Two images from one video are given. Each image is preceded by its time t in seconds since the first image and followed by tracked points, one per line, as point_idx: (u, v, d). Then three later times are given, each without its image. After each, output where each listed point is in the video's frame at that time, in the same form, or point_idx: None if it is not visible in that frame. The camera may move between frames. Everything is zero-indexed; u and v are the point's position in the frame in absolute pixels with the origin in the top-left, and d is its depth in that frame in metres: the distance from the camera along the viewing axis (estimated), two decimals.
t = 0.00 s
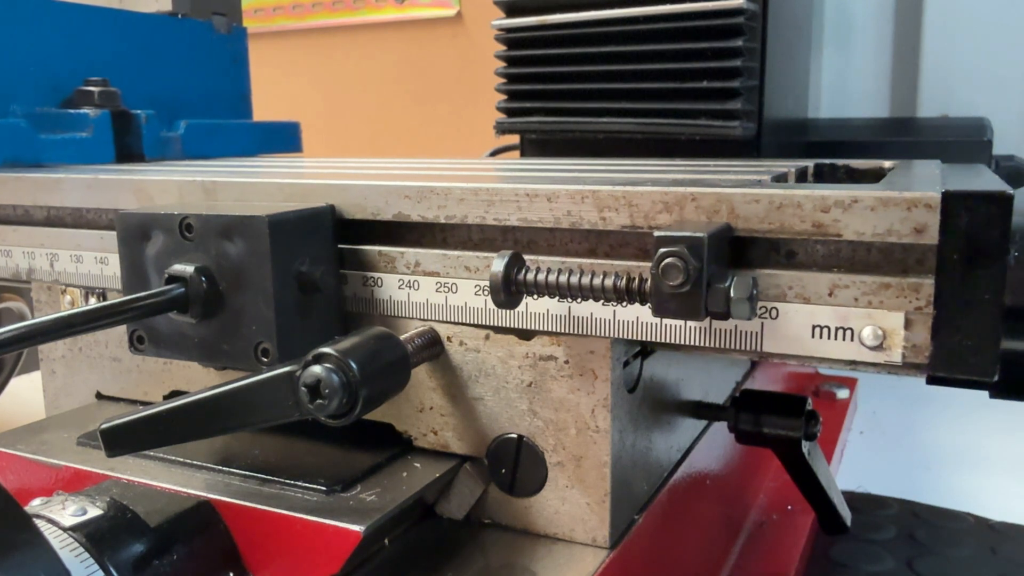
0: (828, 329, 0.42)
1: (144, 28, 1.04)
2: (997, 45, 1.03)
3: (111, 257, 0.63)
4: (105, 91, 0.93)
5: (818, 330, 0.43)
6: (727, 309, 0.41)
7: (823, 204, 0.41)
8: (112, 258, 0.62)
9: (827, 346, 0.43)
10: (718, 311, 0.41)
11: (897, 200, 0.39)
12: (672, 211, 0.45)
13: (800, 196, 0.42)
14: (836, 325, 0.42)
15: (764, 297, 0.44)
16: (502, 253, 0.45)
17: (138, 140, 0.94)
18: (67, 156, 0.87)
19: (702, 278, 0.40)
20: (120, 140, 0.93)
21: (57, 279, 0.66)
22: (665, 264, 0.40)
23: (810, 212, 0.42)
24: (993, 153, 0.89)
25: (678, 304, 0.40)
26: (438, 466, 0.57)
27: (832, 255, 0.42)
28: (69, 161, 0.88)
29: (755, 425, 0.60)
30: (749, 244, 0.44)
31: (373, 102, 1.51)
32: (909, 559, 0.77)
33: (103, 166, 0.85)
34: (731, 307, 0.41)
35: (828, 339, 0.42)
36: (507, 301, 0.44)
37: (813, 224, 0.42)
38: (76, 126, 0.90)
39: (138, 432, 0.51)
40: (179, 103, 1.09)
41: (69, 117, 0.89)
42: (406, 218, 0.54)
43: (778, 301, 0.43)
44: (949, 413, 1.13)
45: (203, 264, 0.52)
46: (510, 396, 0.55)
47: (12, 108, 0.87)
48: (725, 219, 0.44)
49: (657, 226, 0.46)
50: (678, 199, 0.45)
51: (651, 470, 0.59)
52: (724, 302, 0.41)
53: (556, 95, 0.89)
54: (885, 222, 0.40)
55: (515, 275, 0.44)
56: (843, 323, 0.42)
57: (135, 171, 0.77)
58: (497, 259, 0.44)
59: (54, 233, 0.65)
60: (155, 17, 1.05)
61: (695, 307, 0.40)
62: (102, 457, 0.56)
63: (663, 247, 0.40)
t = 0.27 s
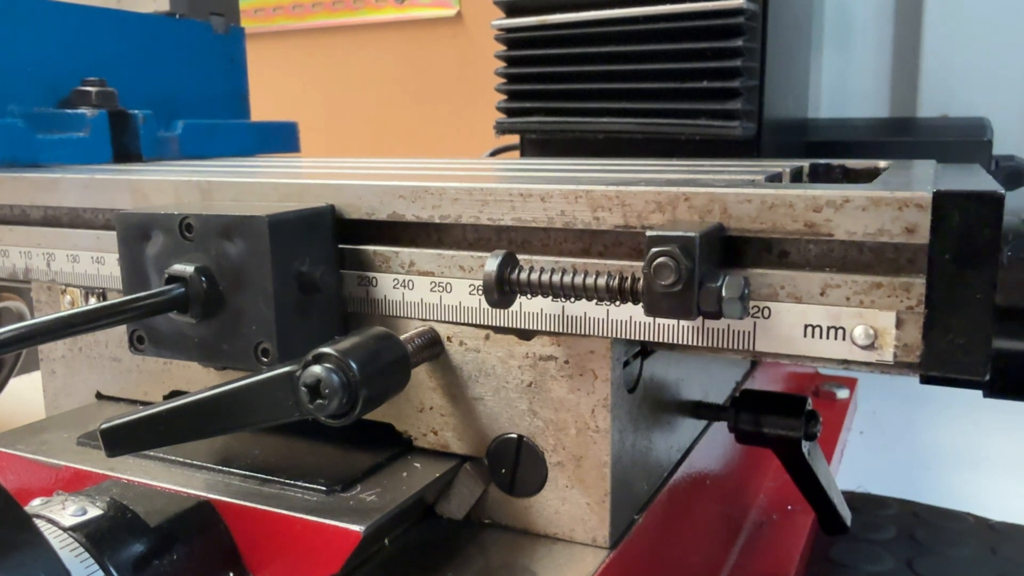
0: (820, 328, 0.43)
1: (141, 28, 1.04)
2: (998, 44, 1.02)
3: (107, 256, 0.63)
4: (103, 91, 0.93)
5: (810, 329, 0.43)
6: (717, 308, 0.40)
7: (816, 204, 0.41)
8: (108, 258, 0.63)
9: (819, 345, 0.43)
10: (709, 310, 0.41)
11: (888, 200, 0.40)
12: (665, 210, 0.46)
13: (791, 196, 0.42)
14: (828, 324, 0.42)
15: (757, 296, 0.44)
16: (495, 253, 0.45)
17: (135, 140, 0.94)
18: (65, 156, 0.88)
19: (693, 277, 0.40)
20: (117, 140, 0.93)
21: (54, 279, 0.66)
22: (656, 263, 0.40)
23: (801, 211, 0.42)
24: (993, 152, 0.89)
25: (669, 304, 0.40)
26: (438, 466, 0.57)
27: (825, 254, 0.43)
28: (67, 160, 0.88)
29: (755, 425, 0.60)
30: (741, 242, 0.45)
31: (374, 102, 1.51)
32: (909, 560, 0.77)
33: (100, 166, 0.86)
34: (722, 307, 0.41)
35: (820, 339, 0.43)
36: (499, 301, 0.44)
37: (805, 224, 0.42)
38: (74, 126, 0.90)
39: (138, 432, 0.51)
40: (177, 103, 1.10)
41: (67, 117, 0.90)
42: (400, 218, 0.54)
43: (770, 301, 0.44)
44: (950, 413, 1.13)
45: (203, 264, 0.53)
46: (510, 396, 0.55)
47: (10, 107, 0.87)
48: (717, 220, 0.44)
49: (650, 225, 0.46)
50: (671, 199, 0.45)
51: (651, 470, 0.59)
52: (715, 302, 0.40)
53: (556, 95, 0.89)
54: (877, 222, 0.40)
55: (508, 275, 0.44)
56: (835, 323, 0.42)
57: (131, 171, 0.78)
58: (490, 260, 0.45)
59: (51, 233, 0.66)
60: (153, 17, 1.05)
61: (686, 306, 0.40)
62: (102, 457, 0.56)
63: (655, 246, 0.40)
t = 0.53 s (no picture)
0: (811, 327, 0.43)
1: (139, 28, 1.04)
2: (998, 44, 1.02)
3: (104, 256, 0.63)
4: (100, 91, 0.93)
5: (802, 329, 0.43)
6: (710, 307, 0.41)
7: (807, 204, 0.41)
8: (104, 257, 0.63)
9: (810, 344, 0.43)
10: (701, 310, 0.41)
11: (879, 199, 0.40)
12: (658, 210, 0.46)
13: (783, 195, 0.42)
14: (820, 323, 0.42)
15: (749, 296, 0.44)
16: (489, 253, 0.46)
17: (133, 140, 0.94)
18: (61, 156, 0.88)
19: (685, 277, 0.40)
20: (114, 141, 0.93)
21: (51, 279, 0.67)
22: (649, 263, 0.40)
23: (793, 211, 0.42)
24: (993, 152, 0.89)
25: (662, 302, 0.40)
26: (437, 466, 0.57)
27: (817, 254, 0.43)
28: (63, 160, 0.88)
29: (755, 425, 0.60)
30: (736, 244, 0.45)
31: (375, 102, 1.51)
32: (909, 559, 0.77)
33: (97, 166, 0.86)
34: (715, 307, 0.41)
35: (811, 338, 0.43)
36: (493, 300, 0.44)
37: (797, 223, 0.42)
38: (70, 126, 0.90)
39: (138, 432, 0.51)
40: (174, 103, 1.10)
41: (64, 117, 0.90)
42: (395, 217, 0.55)
43: (763, 300, 0.44)
44: (950, 413, 1.12)
45: (203, 264, 0.53)
46: (510, 396, 0.55)
47: (7, 107, 0.88)
48: (710, 219, 0.44)
49: (642, 225, 0.46)
50: (664, 199, 0.45)
51: (651, 470, 0.59)
52: (707, 302, 0.41)
53: (556, 95, 0.89)
54: (868, 222, 0.40)
55: (502, 274, 0.45)
56: (826, 322, 0.42)
57: (128, 171, 0.78)
58: (484, 259, 0.45)
59: (48, 233, 0.66)
60: (151, 18, 1.06)
61: (679, 305, 0.40)
62: (102, 457, 0.56)
63: (647, 246, 0.41)
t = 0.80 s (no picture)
0: (803, 327, 0.43)
1: (138, 29, 1.05)
2: (999, 43, 1.02)
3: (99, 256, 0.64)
4: (97, 91, 0.94)
5: (794, 328, 0.44)
6: (701, 307, 0.41)
7: (799, 204, 0.42)
8: (100, 257, 0.63)
9: (802, 343, 0.44)
10: (693, 309, 0.41)
11: (871, 199, 0.40)
12: (651, 210, 0.46)
13: (776, 195, 0.43)
14: (812, 322, 0.43)
15: (743, 295, 0.45)
16: (483, 253, 0.46)
17: (130, 140, 0.95)
18: (58, 156, 0.88)
19: (677, 276, 0.40)
20: (112, 141, 0.94)
21: (46, 278, 0.67)
22: (642, 262, 0.40)
23: (785, 211, 0.42)
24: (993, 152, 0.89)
25: (654, 302, 0.41)
26: (437, 466, 0.57)
27: (809, 253, 0.43)
28: (60, 160, 0.88)
29: (755, 425, 0.60)
30: (729, 244, 0.45)
31: (375, 102, 1.51)
32: (909, 560, 0.76)
33: (93, 166, 0.86)
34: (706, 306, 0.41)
35: (803, 337, 0.43)
36: (488, 299, 0.45)
37: (789, 223, 0.42)
38: (68, 126, 0.90)
39: (138, 432, 0.51)
40: (172, 103, 1.10)
41: (60, 117, 0.90)
42: (390, 217, 0.55)
43: (755, 300, 0.44)
44: (949, 413, 1.12)
45: (203, 264, 0.53)
46: (510, 396, 0.55)
47: (3, 107, 0.88)
48: (702, 219, 0.45)
49: (635, 225, 0.47)
50: (657, 199, 0.46)
51: (651, 470, 0.59)
52: (698, 301, 0.41)
53: (556, 96, 0.89)
54: (859, 222, 0.41)
55: (495, 274, 0.45)
56: (818, 322, 0.43)
57: (126, 171, 0.78)
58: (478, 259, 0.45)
59: (44, 232, 0.67)
60: (149, 19, 1.06)
61: (670, 304, 0.40)
62: (102, 457, 0.56)
63: (639, 245, 0.41)
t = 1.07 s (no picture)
0: (796, 326, 0.43)
1: (136, 30, 1.05)
2: (1000, 42, 1.02)
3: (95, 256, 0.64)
4: (95, 92, 0.94)
5: (787, 327, 0.44)
6: (692, 307, 0.41)
7: (791, 203, 0.42)
8: (96, 257, 0.64)
9: (794, 343, 0.44)
10: (683, 309, 0.41)
11: (862, 199, 0.40)
12: (644, 210, 0.46)
13: (769, 195, 0.43)
14: (804, 322, 0.43)
15: (734, 295, 0.45)
16: (477, 252, 0.47)
17: (127, 140, 0.95)
18: (55, 156, 0.89)
19: (669, 275, 0.41)
20: (110, 141, 0.94)
21: (42, 278, 0.67)
22: (633, 261, 0.41)
23: (777, 210, 0.43)
24: (993, 152, 0.89)
25: (645, 301, 0.41)
26: (437, 466, 0.57)
27: (802, 253, 0.43)
28: (57, 161, 0.89)
29: (755, 425, 0.60)
30: (722, 242, 0.45)
31: (375, 102, 1.51)
32: (908, 559, 0.76)
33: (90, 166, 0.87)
34: (698, 306, 0.41)
35: (796, 336, 0.43)
36: (481, 298, 0.45)
37: (781, 223, 0.43)
38: (65, 126, 0.91)
39: (138, 432, 0.51)
40: (170, 103, 1.10)
41: (58, 118, 0.91)
42: (385, 217, 0.55)
43: (747, 299, 0.44)
44: (949, 412, 1.12)
45: (203, 264, 0.53)
46: (510, 396, 0.55)
47: (1, 107, 0.88)
48: (695, 219, 0.45)
49: (628, 224, 0.47)
50: (650, 199, 0.46)
51: (651, 470, 0.58)
52: (690, 301, 0.41)
53: (556, 96, 0.89)
54: (852, 221, 0.41)
55: (489, 273, 0.45)
56: (811, 321, 0.43)
57: (124, 171, 0.78)
58: (471, 258, 0.46)
59: (41, 233, 0.67)
60: (147, 19, 1.06)
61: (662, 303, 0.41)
62: (103, 457, 0.56)
63: (632, 245, 0.41)
